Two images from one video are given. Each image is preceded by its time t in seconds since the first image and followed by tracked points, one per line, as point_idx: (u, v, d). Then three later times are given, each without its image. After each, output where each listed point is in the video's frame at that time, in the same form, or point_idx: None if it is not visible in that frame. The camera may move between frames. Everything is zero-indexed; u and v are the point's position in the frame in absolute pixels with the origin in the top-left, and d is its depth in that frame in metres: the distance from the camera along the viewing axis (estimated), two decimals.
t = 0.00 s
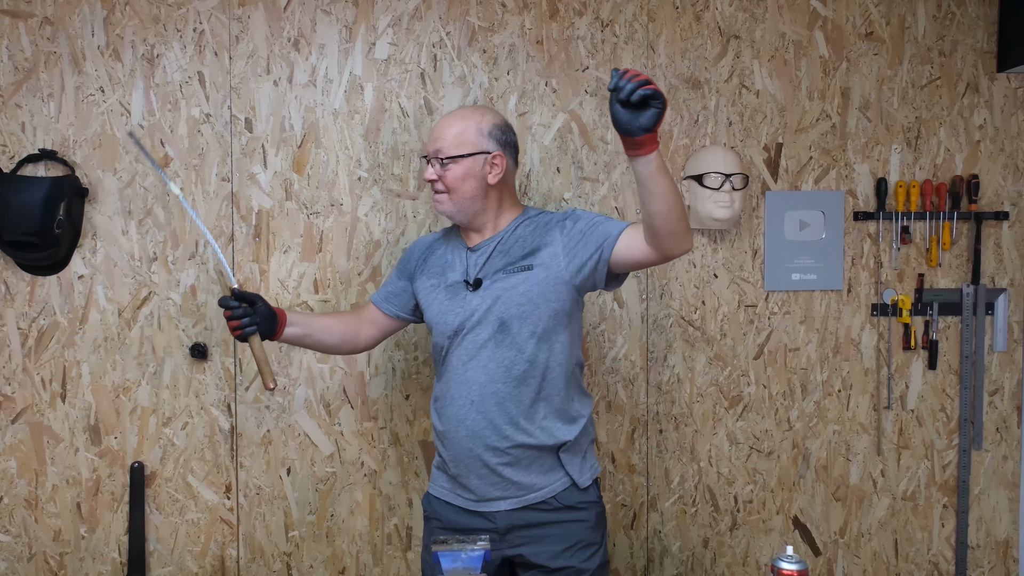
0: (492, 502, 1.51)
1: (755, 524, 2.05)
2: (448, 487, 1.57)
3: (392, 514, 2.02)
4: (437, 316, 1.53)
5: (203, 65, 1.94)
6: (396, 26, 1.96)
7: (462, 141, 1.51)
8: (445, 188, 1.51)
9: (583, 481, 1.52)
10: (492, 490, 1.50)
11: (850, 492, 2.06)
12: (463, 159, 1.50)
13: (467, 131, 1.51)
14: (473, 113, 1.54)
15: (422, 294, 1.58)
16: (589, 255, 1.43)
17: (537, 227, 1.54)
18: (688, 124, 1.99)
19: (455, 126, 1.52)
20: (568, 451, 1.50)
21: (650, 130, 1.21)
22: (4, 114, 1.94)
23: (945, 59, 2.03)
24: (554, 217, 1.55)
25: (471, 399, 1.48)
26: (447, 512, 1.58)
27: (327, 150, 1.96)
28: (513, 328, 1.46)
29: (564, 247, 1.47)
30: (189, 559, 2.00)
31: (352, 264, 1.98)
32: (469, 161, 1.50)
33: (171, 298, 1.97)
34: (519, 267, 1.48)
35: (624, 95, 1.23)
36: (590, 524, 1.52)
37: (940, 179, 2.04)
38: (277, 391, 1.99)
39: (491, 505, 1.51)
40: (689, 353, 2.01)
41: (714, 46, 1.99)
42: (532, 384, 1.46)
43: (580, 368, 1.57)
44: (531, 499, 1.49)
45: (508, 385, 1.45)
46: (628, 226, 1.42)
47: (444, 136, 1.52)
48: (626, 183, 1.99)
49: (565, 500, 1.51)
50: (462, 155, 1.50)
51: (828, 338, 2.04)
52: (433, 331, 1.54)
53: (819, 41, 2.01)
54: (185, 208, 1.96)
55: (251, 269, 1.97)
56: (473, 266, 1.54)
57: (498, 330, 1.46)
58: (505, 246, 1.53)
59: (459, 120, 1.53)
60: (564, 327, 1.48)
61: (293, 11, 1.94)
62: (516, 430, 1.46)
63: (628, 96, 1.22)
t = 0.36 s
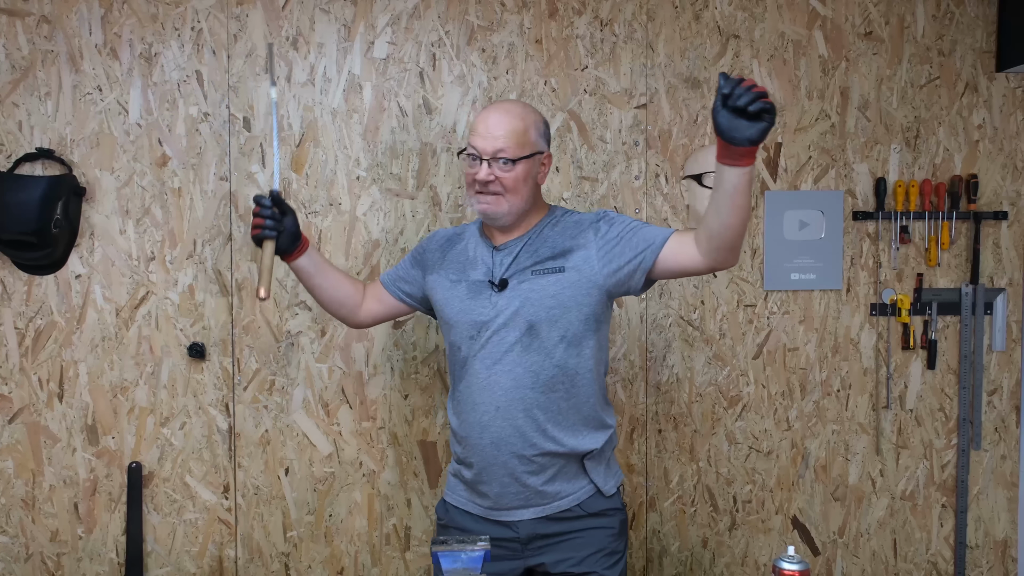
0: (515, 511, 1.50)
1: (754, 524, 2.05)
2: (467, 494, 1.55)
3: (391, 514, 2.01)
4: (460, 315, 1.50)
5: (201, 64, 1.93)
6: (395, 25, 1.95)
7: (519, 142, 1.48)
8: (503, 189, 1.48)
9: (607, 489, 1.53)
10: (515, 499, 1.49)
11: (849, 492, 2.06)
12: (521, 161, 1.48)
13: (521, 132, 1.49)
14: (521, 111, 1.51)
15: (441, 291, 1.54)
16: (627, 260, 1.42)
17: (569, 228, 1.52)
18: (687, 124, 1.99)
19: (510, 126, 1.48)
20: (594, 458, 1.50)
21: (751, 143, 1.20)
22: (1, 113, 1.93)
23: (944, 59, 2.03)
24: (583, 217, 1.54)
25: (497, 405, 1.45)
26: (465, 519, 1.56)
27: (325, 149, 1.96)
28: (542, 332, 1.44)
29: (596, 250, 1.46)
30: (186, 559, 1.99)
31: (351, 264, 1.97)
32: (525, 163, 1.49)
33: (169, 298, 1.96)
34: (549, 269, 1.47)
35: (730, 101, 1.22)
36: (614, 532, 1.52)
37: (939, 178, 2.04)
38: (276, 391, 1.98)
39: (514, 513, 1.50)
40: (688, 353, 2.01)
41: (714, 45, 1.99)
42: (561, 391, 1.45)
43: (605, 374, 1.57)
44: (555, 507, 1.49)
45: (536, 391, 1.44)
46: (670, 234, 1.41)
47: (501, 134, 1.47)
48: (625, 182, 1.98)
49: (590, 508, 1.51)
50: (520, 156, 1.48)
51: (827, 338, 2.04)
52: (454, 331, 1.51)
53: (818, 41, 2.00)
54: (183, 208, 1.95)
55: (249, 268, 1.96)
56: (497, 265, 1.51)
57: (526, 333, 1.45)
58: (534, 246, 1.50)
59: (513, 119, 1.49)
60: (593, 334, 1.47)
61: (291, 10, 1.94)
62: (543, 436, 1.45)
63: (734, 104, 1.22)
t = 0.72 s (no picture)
0: (544, 521, 1.48)
1: (753, 524, 2.05)
2: (489, 507, 1.50)
3: (389, 514, 2.01)
4: (490, 317, 1.44)
5: (199, 64, 1.93)
6: (393, 25, 1.95)
7: (573, 151, 1.43)
8: (553, 199, 1.45)
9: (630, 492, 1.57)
10: (546, 508, 1.47)
11: (847, 492, 2.06)
12: (573, 172, 1.46)
13: (574, 141, 1.44)
14: (575, 118, 1.46)
15: (465, 292, 1.47)
16: (662, 267, 1.50)
17: (597, 232, 1.54)
18: (685, 124, 1.99)
19: (565, 134, 1.43)
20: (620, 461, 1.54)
21: (832, 176, 1.41)
22: None
23: (942, 59, 2.03)
24: (606, 222, 1.56)
25: (536, 413, 1.42)
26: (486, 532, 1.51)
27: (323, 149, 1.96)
28: (581, 336, 1.43)
29: (628, 256, 1.50)
30: (184, 560, 1.99)
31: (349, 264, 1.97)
32: (574, 174, 1.47)
33: (167, 298, 1.96)
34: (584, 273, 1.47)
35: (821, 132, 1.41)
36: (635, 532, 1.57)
37: (937, 179, 2.04)
38: (274, 391, 1.98)
39: (543, 523, 1.48)
40: (686, 353, 2.01)
41: (712, 45, 1.99)
42: (597, 396, 1.46)
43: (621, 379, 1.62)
44: (584, 513, 1.50)
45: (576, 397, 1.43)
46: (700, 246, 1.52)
47: (560, 141, 1.42)
48: (623, 182, 1.98)
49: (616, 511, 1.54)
50: (573, 167, 1.45)
51: (825, 338, 2.04)
52: (482, 335, 1.44)
53: (816, 41, 2.01)
54: (181, 208, 1.95)
55: (247, 268, 1.96)
56: (527, 267, 1.48)
57: (565, 338, 1.43)
58: (564, 248, 1.50)
59: (569, 126, 1.44)
60: (624, 339, 1.51)
61: (289, 10, 1.94)
62: (580, 442, 1.45)
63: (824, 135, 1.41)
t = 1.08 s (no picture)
0: (558, 524, 1.48)
1: (751, 524, 2.05)
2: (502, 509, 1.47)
3: (387, 514, 2.01)
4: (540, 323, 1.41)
5: (197, 63, 1.93)
6: (391, 24, 1.95)
7: (623, 162, 1.41)
8: (596, 209, 1.42)
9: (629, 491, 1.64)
10: (561, 510, 1.47)
11: (846, 492, 2.06)
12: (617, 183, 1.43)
13: (622, 151, 1.41)
14: (622, 128, 1.44)
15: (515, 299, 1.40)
16: (665, 277, 1.61)
17: (615, 237, 1.58)
18: (684, 123, 1.99)
19: (617, 143, 1.40)
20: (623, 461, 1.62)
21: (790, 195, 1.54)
22: None
23: (941, 59, 2.03)
24: (624, 230, 1.61)
25: (570, 416, 1.45)
26: (497, 535, 1.48)
27: (322, 148, 1.95)
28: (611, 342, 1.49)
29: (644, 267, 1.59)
30: (182, 560, 1.99)
31: (347, 264, 1.97)
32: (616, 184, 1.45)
33: (164, 297, 1.96)
34: (613, 279, 1.51)
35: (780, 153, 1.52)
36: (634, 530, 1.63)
37: (936, 179, 2.04)
38: (272, 391, 1.97)
39: (556, 526, 1.48)
40: (685, 353, 2.01)
41: (711, 45, 1.99)
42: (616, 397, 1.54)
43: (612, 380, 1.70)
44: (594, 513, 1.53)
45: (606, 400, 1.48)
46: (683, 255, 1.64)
47: (613, 151, 1.39)
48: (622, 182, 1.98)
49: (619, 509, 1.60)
50: (618, 177, 1.43)
51: (824, 338, 2.04)
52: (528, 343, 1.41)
53: (815, 40, 2.01)
54: (178, 207, 1.94)
55: (245, 268, 1.96)
56: (572, 273, 1.46)
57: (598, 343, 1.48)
58: (594, 253, 1.52)
59: (619, 137, 1.41)
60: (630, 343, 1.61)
61: (287, 9, 1.93)
62: (602, 443, 1.51)
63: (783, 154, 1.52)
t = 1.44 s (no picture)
0: (566, 519, 1.49)
1: (751, 524, 2.05)
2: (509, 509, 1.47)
3: (386, 514, 2.01)
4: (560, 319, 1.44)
5: (195, 62, 1.92)
6: (390, 23, 1.94)
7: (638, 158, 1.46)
8: (613, 204, 1.46)
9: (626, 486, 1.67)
10: (569, 507, 1.49)
11: (845, 492, 2.06)
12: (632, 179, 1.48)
13: (637, 148, 1.47)
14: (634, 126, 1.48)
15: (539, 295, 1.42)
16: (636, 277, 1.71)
17: (608, 238, 1.64)
18: (684, 123, 1.98)
19: (632, 140, 1.45)
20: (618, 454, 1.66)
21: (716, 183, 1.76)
22: None
23: (941, 59, 2.03)
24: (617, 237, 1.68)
25: (582, 409, 1.47)
26: (506, 535, 1.48)
27: (321, 147, 1.95)
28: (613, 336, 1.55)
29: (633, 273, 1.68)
30: (181, 560, 1.98)
31: (347, 263, 1.96)
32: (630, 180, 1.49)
33: (163, 297, 1.95)
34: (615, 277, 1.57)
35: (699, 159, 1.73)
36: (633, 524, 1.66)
37: (936, 179, 2.04)
38: (271, 391, 1.97)
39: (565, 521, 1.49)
40: (684, 353, 2.01)
41: (710, 44, 1.98)
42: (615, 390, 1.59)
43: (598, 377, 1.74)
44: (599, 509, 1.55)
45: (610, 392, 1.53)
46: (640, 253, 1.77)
47: (630, 148, 1.44)
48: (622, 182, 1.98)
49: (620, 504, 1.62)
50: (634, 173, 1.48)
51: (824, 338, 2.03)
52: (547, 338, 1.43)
53: (814, 40, 2.00)
54: (177, 207, 1.94)
55: (244, 268, 1.95)
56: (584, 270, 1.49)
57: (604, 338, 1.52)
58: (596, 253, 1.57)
59: (635, 134, 1.46)
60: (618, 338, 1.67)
61: (287, 8, 1.93)
62: (607, 436, 1.54)
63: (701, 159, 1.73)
